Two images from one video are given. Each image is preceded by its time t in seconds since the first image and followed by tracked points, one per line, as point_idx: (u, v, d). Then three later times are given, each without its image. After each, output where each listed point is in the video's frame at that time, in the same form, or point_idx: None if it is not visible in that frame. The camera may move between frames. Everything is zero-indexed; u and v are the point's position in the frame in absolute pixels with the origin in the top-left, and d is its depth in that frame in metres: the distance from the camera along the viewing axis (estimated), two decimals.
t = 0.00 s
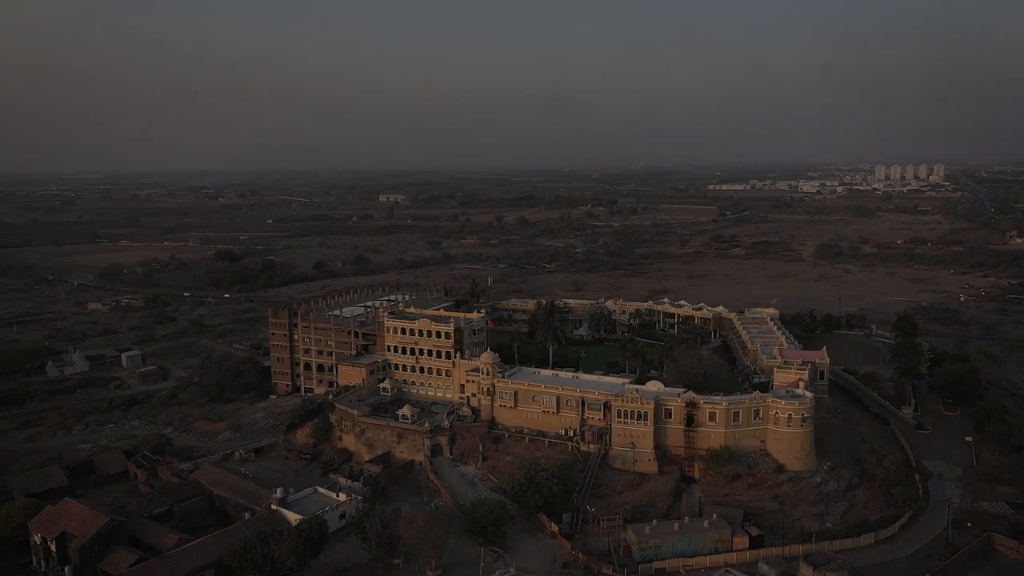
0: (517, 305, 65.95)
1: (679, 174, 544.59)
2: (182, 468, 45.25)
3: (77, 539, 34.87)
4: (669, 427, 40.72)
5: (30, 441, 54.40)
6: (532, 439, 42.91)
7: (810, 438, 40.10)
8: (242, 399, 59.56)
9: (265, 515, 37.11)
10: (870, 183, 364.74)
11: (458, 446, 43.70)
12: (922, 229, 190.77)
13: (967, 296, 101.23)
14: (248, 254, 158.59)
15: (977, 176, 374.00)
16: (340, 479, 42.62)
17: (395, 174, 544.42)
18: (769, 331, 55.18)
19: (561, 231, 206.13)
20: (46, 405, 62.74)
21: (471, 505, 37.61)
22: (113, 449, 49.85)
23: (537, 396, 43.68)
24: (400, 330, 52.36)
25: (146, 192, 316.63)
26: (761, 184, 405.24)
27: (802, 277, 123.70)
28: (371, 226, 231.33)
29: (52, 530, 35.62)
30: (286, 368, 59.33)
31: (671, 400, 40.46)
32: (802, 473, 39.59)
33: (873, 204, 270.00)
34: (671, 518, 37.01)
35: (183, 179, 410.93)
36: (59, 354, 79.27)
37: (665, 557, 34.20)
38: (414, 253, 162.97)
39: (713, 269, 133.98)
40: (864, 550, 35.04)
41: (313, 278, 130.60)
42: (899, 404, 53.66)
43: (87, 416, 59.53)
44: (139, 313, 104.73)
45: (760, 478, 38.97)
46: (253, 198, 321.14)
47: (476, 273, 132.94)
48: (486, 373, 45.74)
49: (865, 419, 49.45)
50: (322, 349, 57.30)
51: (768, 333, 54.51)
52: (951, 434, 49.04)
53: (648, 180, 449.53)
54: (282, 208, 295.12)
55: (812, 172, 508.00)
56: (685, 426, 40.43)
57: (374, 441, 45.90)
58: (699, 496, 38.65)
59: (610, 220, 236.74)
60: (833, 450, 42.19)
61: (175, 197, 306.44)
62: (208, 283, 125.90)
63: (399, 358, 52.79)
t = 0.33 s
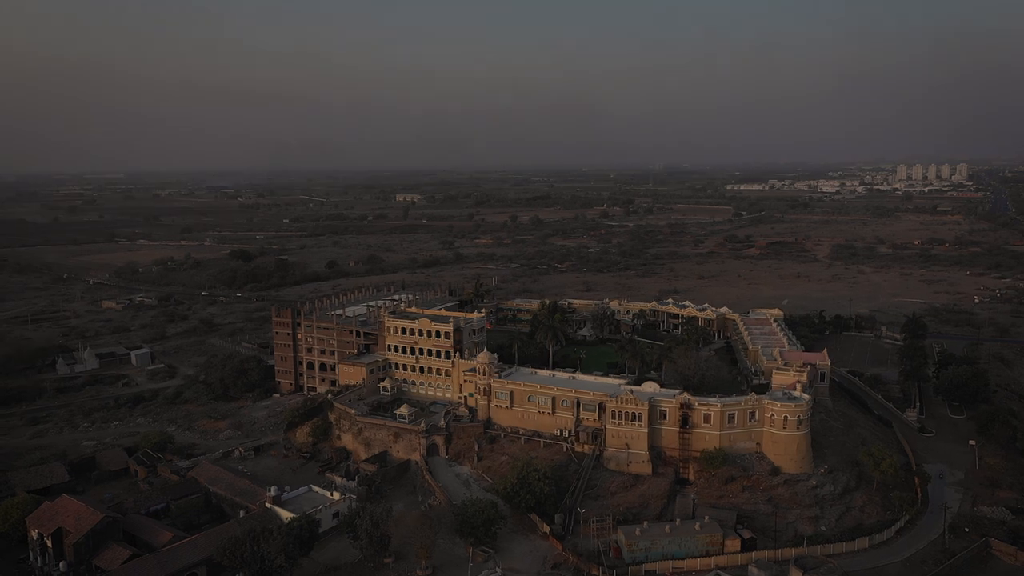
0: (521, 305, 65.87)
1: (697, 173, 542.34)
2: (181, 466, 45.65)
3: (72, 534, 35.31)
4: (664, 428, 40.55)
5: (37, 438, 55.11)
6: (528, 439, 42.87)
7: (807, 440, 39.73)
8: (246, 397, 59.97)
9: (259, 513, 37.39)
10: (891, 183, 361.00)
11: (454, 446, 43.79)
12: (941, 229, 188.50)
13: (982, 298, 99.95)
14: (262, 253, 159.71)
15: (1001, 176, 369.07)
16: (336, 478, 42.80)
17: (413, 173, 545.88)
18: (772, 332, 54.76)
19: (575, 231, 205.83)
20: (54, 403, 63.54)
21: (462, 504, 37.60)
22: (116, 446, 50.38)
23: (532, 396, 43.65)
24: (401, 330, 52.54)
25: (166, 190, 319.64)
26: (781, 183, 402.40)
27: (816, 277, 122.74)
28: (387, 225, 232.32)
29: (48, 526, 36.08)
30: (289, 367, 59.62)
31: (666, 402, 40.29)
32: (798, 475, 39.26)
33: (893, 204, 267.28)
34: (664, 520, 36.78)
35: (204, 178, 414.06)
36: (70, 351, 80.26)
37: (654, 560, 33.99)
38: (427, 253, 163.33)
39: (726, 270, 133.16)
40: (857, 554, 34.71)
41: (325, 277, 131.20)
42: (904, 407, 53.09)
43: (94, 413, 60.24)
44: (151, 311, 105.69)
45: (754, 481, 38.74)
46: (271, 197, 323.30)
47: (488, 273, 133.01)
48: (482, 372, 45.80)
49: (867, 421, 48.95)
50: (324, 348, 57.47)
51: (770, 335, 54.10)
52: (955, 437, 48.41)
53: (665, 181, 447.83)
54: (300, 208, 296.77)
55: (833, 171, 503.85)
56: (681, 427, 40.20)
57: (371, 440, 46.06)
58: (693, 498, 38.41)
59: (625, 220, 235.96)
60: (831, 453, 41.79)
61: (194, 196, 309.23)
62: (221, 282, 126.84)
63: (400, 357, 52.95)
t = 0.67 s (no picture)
0: (525, 306, 65.77)
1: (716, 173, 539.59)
2: (180, 463, 46.06)
3: (68, 530, 35.74)
4: (658, 429, 40.37)
5: (43, 435, 55.84)
6: (523, 440, 42.85)
7: (803, 443, 39.41)
8: (250, 395, 60.41)
9: (253, 511, 37.67)
10: (912, 183, 357.04)
11: (450, 447, 43.85)
12: (960, 230, 186.29)
13: (997, 300, 98.62)
14: (277, 252, 160.92)
15: None
16: (331, 477, 42.97)
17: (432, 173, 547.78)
18: (774, 334, 54.31)
19: (589, 231, 205.55)
20: (62, 400, 64.36)
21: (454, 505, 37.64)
22: (119, 444, 50.90)
23: (528, 397, 43.62)
24: (401, 330, 52.67)
25: (187, 190, 323.13)
26: (800, 183, 399.29)
27: (829, 278, 121.82)
28: (403, 225, 233.20)
29: (44, 522, 36.51)
30: (293, 365, 59.96)
31: (661, 403, 40.09)
32: (794, 478, 38.93)
33: (913, 205, 264.47)
34: (655, 522, 36.63)
35: (225, 177, 417.71)
36: (81, 349, 81.25)
37: (644, 562, 33.85)
38: (440, 252, 163.85)
39: (738, 270, 132.43)
40: (850, 558, 34.41)
41: (338, 276, 131.90)
42: (908, 410, 52.51)
43: (101, 410, 60.93)
44: (163, 310, 106.76)
45: (749, 483, 38.48)
46: (289, 197, 325.61)
47: (499, 273, 133.30)
48: (479, 373, 45.85)
49: (869, 425, 48.46)
50: (327, 347, 57.75)
51: (773, 336, 53.67)
52: (959, 441, 47.79)
53: (683, 181, 445.60)
54: (317, 207, 298.81)
55: (854, 171, 499.43)
56: (675, 429, 40.02)
57: (368, 439, 46.24)
58: (686, 500, 38.21)
59: (640, 220, 235.34)
60: (829, 456, 41.37)
61: (214, 196, 312.23)
62: (234, 281, 127.89)
63: (400, 356, 53.10)
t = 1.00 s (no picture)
0: (530, 307, 65.72)
1: (735, 172, 536.72)
2: (181, 461, 46.49)
3: (64, 526, 36.21)
4: (653, 430, 40.23)
5: (50, 431, 56.60)
6: (518, 440, 42.85)
7: (799, 445, 39.08)
8: (254, 393, 60.82)
9: (247, 508, 37.98)
10: (934, 183, 352.86)
11: (446, 446, 43.95)
12: (980, 230, 184.00)
13: (1012, 301, 97.35)
14: (292, 251, 161.86)
15: None
16: (327, 475, 43.20)
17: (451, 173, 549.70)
18: (776, 335, 53.91)
19: (604, 231, 205.24)
20: (71, 397, 65.15)
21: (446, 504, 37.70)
22: (122, 440, 51.41)
23: (524, 397, 43.61)
24: (402, 329, 52.85)
25: (207, 190, 326.37)
26: (819, 183, 395.74)
27: (843, 278, 120.90)
28: (418, 224, 233.97)
29: (42, 517, 37.00)
30: (297, 364, 60.32)
31: (655, 405, 39.94)
32: (789, 481, 38.63)
33: (934, 205, 261.44)
34: (647, 524, 36.44)
35: (246, 177, 422.01)
36: (93, 346, 82.28)
37: (634, 564, 33.69)
38: (453, 252, 164.29)
39: (751, 271, 131.64)
40: (844, 562, 34.07)
41: (350, 275, 132.62)
42: (912, 413, 51.91)
43: (108, 407, 61.61)
44: (176, 308, 107.81)
45: (743, 486, 38.19)
46: (308, 196, 327.69)
47: (510, 272, 133.52)
48: (476, 373, 45.88)
49: (870, 428, 47.98)
50: (330, 346, 57.98)
51: (775, 337, 53.22)
52: (962, 444, 47.18)
53: (702, 181, 442.79)
54: (334, 206, 300.58)
55: (875, 171, 494.68)
56: (669, 430, 39.85)
57: (366, 438, 46.44)
58: (680, 502, 37.98)
59: (656, 220, 234.63)
60: (826, 458, 40.97)
61: (233, 195, 314.93)
62: (248, 279, 128.97)
63: (400, 356, 53.26)
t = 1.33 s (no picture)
0: (534, 305, 65.65)
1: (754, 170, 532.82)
2: (181, 456, 46.95)
3: (61, 520, 36.72)
4: (647, 430, 40.07)
5: (58, 425, 57.32)
6: (513, 438, 42.87)
7: (794, 446, 38.76)
8: (259, 390, 61.26)
9: (242, 503, 38.29)
10: (957, 180, 347.74)
11: (442, 444, 44.07)
12: (1001, 229, 181.16)
13: None
14: (306, 248, 162.79)
15: None
16: (324, 472, 43.45)
17: (470, 171, 550.41)
18: (778, 334, 53.52)
19: (618, 228, 204.59)
20: (79, 392, 65.92)
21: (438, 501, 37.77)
22: (125, 435, 51.96)
23: (519, 395, 43.56)
24: (403, 326, 53.00)
25: (226, 187, 329.15)
26: (840, 180, 391.54)
27: (857, 277, 119.64)
28: (433, 222, 234.31)
29: (40, 511, 37.55)
30: (300, 361, 60.62)
31: (649, 404, 39.79)
32: (783, 481, 38.37)
33: (955, 203, 257.75)
34: (639, 523, 36.31)
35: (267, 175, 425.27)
36: (104, 342, 83.22)
37: (623, 563, 33.59)
38: (466, 250, 164.40)
39: (764, 270, 130.65)
40: (836, 564, 33.79)
41: (362, 273, 133.12)
42: (916, 414, 51.33)
43: (116, 402, 62.31)
44: (189, 305, 108.78)
45: (737, 486, 37.96)
46: (326, 193, 329.29)
47: (522, 270, 133.32)
48: (473, 370, 45.96)
49: (871, 428, 47.52)
50: (333, 343, 58.24)
51: (777, 337, 52.81)
52: (964, 446, 46.58)
53: (721, 178, 439.61)
54: (351, 203, 301.82)
55: (897, 169, 488.56)
56: (663, 429, 39.69)
57: (363, 435, 46.65)
58: (673, 501, 37.82)
59: (672, 218, 233.53)
60: (823, 459, 40.63)
61: (252, 192, 317.53)
62: (261, 277, 129.86)
63: (401, 353, 53.43)
